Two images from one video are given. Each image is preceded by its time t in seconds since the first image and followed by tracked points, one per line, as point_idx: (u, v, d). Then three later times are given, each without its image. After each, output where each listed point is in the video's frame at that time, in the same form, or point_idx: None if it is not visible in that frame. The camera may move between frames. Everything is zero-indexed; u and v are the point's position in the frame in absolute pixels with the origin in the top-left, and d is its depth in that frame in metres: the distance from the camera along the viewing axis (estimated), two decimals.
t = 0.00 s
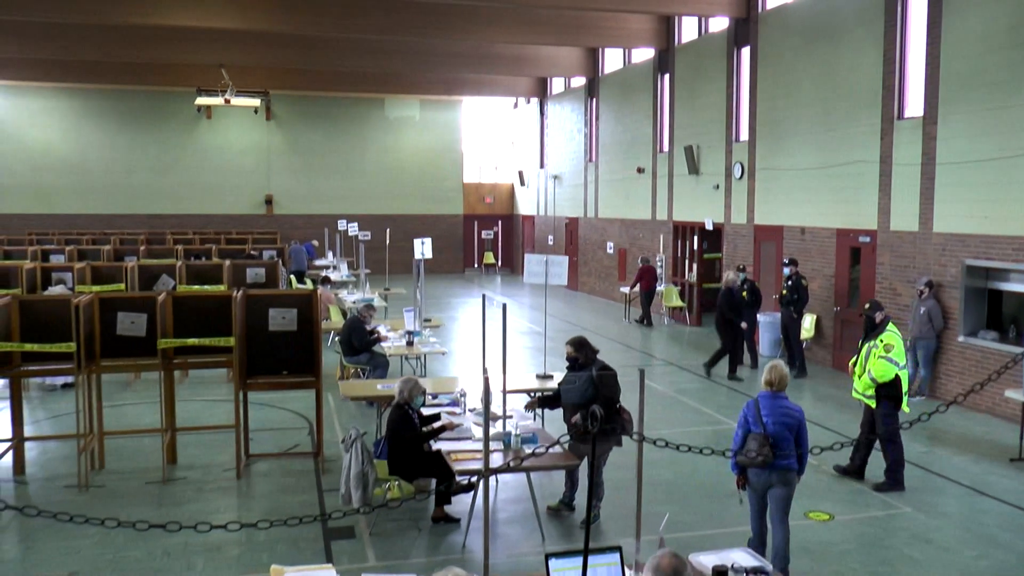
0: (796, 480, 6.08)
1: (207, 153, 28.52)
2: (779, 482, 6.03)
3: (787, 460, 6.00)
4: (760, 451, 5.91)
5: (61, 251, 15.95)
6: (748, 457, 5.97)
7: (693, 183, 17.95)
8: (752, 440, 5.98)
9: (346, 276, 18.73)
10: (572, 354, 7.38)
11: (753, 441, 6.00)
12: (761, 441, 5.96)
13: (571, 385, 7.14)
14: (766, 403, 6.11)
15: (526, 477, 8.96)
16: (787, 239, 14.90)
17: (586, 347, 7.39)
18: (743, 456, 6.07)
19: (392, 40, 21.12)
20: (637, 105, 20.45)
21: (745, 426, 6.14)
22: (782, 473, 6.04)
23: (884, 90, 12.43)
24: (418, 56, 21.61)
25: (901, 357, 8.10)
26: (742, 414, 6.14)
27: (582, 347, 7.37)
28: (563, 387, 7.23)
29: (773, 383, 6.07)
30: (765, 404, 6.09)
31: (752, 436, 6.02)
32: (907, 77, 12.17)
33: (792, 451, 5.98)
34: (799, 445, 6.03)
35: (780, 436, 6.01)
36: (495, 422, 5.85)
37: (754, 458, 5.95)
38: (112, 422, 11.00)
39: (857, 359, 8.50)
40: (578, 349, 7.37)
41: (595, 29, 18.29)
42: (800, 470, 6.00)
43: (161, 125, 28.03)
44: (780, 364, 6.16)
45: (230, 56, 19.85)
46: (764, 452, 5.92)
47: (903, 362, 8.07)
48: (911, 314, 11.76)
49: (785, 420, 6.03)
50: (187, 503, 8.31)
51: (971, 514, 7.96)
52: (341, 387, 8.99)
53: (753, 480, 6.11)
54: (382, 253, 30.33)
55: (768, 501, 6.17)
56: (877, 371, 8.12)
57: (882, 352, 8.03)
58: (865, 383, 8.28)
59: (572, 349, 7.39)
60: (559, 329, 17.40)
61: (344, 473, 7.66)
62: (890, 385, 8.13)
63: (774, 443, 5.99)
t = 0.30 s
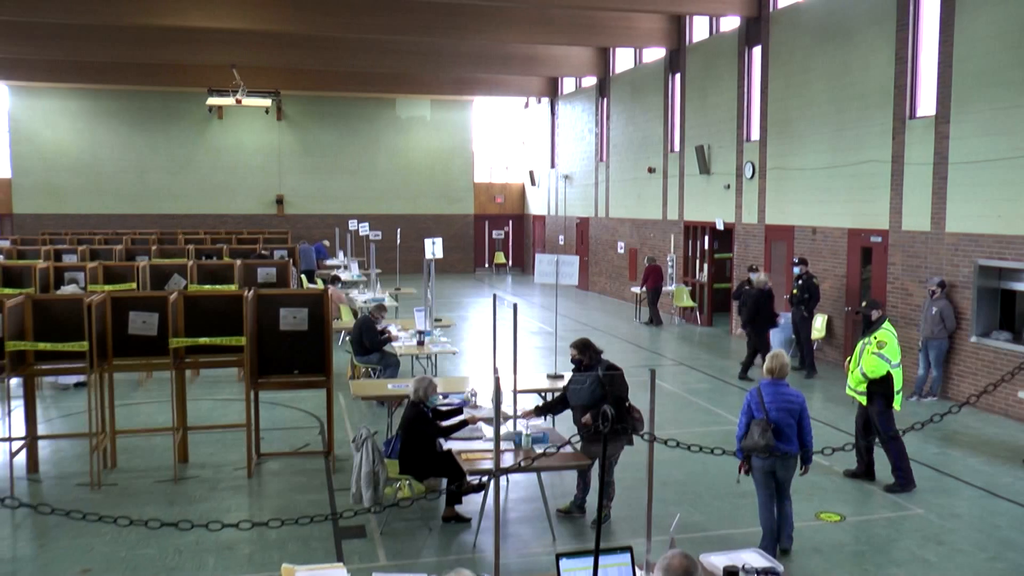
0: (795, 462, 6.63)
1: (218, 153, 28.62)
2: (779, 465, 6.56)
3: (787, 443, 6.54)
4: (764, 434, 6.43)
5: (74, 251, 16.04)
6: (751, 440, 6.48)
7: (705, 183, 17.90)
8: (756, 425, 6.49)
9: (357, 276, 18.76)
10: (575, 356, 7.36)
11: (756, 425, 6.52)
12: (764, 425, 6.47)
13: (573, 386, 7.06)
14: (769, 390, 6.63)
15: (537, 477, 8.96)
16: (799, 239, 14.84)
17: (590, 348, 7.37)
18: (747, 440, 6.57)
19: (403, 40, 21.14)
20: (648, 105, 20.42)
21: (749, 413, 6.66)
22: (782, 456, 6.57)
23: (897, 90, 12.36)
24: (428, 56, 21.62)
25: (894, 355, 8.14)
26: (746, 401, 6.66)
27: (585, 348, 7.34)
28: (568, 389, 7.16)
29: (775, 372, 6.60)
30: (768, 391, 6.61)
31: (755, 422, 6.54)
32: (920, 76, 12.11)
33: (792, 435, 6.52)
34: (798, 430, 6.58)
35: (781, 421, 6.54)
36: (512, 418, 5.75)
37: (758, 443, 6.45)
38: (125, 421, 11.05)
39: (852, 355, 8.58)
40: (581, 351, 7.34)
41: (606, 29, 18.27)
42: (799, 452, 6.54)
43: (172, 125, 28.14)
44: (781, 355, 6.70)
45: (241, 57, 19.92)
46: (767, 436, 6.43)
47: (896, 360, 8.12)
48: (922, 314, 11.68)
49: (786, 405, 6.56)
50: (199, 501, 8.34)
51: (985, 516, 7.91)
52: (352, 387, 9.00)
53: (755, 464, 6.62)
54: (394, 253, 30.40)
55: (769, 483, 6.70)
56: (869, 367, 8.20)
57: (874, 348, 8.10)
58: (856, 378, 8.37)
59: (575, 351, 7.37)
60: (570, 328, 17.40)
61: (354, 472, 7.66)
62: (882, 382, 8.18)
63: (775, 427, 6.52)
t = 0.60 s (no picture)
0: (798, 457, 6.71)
1: (229, 153, 28.71)
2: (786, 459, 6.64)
3: (793, 437, 6.63)
4: (773, 427, 6.50)
5: (85, 251, 16.11)
6: (760, 434, 6.55)
7: (715, 182, 17.85)
8: (764, 418, 6.57)
9: (367, 276, 18.79)
10: (579, 359, 7.35)
11: (765, 419, 6.59)
12: (773, 419, 6.57)
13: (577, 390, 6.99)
14: (775, 386, 6.75)
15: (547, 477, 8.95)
16: (809, 238, 14.78)
17: (593, 350, 7.33)
18: (755, 434, 6.64)
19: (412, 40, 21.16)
20: (658, 105, 20.38)
21: (756, 407, 6.75)
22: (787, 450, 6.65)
23: (908, 89, 12.30)
24: (437, 56, 21.62)
25: (885, 354, 8.13)
26: (753, 396, 6.74)
27: (588, 350, 7.31)
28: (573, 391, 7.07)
29: (782, 367, 6.73)
30: (776, 386, 6.73)
31: (763, 415, 6.63)
32: (931, 75, 12.04)
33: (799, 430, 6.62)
34: (803, 425, 6.71)
35: (788, 416, 6.66)
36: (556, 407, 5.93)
37: (768, 436, 6.52)
38: (136, 420, 11.09)
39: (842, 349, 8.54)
40: (585, 354, 7.31)
41: (617, 28, 18.24)
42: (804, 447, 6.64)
43: (183, 126, 28.24)
44: (787, 352, 6.84)
45: (251, 57, 19.98)
46: (777, 429, 6.52)
47: (886, 359, 8.14)
48: (932, 314, 11.61)
49: (794, 400, 6.68)
50: (209, 500, 8.37)
51: (997, 518, 7.86)
52: (362, 387, 9.00)
53: (762, 458, 6.67)
54: (404, 253, 30.42)
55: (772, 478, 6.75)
56: (858, 365, 8.19)
57: (865, 347, 8.09)
58: (845, 374, 8.36)
59: (578, 354, 7.35)
60: (580, 328, 17.38)
61: (364, 472, 7.66)
62: (871, 380, 8.23)
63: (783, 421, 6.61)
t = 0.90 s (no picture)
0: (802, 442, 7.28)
1: (239, 153, 28.80)
2: (790, 445, 7.20)
3: (798, 424, 7.18)
4: (781, 417, 7.04)
5: (96, 250, 16.18)
6: (768, 423, 7.08)
7: (725, 182, 17.81)
8: (772, 408, 7.09)
9: (376, 276, 18.81)
10: (583, 359, 7.37)
11: (772, 409, 7.11)
12: (779, 409, 7.09)
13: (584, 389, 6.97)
14: (779, 376, 7.25)
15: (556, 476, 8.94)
16: (820, 238, 14.73)
17: (597, 349, 7.35)
18: (762, 423, 7.16)
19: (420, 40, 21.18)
20: (668, 105, 20.34)
21: (762, 397, 7.24)
22: (792, 436, 7.21)
23: (919, 88, 12.24)
24: (446, 56, 21.64)
25: (876, 355, 8.21)
26: (760, 386, 7.21)
27: (592, 350, 7.33)
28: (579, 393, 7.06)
29: (787, 359, 7.22)
30: (781, 377, 7.22)
31: (770, 405, 7.14)
32: (943, 74, 11.98)
33: (803, 418, 7.16)
34: (807, 413, 7.23)
35: (793, 405, 7.17)
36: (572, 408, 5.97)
37: (775, 425, 7.06)
38: (146, 418, 11.14)
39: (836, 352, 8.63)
40: (589, 354, 7.33)
41: (627, 27, 18.22)
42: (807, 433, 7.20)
43: (193, 126, 28.34)
44: (791, 343, 7.33)
45: (261, 57, 20.04)
46: (783, 419, 7.04)
47: (878, 360, 8.21)
48: (943, 315, 11.54)
49: (798, 390, 7.19)
50: (220, 499, 8.40)
51: (1008, 519, 7.82)
52: (371, 386, 8.98)
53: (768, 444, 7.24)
54: (413, 252, 30.46)
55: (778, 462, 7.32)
56: (850, 366, 8.28)
57: (856, 347, 8.20)
58: (838, 375, 8.43)
59: (583, 354, 7.39)
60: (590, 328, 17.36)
61: (374, 471, 7.65)
62: (863, 380, 8.30)
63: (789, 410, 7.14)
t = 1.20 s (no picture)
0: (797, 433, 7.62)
1: (245, 153, 28.86)
2: (786, 438, 7.54)
3: (793, 417, 7.51)
4: (775, 411, 7.37)
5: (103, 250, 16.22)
6: (763, 417, 7.42)
7: (731, 182, 17.78)
8: (766, 403, 7.43)
9: (382, 275, 18.83)
10: (590, 358, 7.34)
11: (767, 403, 7.45)
12: (773, 403, 7.42)
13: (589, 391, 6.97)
14: (773, 370, 7.60)
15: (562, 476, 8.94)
16: (826, 238, 14.69)
17: (604, 349, 7.31)
18: (758, 416, 7.50)
19: (426, 40, 21.19)
20: (674, 105, 20.31)
21: (757, 392, 7.57)
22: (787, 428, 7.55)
23: (926, 87, 12.20)
24: (452, 56, 21.65)
25: (861, 354, 8.21)
26: (755, 381, 7.55)
27: (598, 350, 7.30)
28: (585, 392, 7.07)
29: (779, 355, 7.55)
30: (775, 373, 7.56)
31: (765, 400, 7.47)
32: (950, 73, 11.94)
33: (798, 411, 7.49)
34: (801, 406, 7.56)
35: (787, 400, 7.50)
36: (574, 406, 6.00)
37: (770, 419, 7.40)
38: (153, 417, 11.17)
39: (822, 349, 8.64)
40: (595, 354, 7.31)
41: (633, 27, 18.20)
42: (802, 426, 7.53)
43: (200, 126, 28.41)
44: (783, 340, 7.66)
45: (267, 57, 20.08)
46: (777, 412, 7.39)
47: (863, 359, 8.20)
48: (950, 315, 11.52)
49: (792, 384, 7.54)
50: (226, 498, 8.41)
51: (1016, 520, 7.79)
52: (377, 386, 8.96)
53: (765, 437, 7.57)
54: (419, 252, 30.49)
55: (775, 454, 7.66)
56: (834, 366, 8.30)
57: (839, 348, 8.20)
58: (824, 374, 8.47)
59: (590, 353, 7.35)
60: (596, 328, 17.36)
61: (380, 471, 7.65)
62: (849, 379, 8.33)
63: (783, 404, 7.47)
